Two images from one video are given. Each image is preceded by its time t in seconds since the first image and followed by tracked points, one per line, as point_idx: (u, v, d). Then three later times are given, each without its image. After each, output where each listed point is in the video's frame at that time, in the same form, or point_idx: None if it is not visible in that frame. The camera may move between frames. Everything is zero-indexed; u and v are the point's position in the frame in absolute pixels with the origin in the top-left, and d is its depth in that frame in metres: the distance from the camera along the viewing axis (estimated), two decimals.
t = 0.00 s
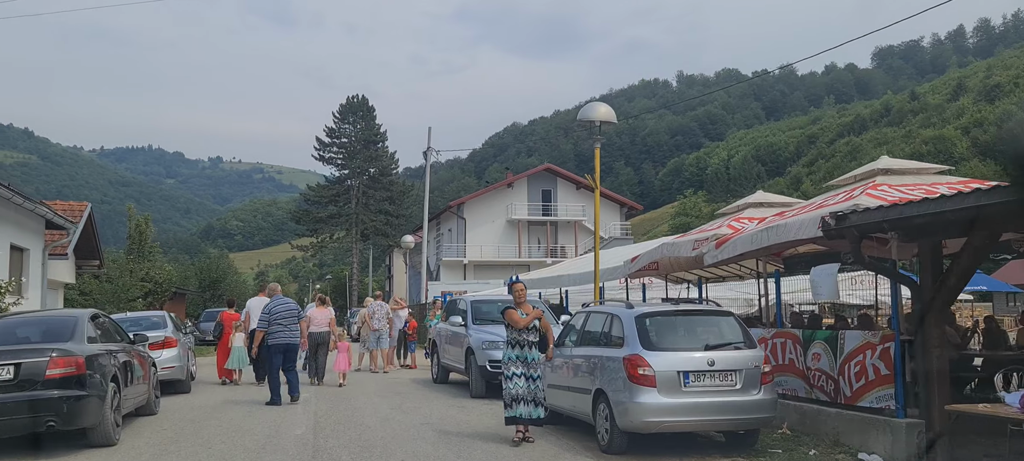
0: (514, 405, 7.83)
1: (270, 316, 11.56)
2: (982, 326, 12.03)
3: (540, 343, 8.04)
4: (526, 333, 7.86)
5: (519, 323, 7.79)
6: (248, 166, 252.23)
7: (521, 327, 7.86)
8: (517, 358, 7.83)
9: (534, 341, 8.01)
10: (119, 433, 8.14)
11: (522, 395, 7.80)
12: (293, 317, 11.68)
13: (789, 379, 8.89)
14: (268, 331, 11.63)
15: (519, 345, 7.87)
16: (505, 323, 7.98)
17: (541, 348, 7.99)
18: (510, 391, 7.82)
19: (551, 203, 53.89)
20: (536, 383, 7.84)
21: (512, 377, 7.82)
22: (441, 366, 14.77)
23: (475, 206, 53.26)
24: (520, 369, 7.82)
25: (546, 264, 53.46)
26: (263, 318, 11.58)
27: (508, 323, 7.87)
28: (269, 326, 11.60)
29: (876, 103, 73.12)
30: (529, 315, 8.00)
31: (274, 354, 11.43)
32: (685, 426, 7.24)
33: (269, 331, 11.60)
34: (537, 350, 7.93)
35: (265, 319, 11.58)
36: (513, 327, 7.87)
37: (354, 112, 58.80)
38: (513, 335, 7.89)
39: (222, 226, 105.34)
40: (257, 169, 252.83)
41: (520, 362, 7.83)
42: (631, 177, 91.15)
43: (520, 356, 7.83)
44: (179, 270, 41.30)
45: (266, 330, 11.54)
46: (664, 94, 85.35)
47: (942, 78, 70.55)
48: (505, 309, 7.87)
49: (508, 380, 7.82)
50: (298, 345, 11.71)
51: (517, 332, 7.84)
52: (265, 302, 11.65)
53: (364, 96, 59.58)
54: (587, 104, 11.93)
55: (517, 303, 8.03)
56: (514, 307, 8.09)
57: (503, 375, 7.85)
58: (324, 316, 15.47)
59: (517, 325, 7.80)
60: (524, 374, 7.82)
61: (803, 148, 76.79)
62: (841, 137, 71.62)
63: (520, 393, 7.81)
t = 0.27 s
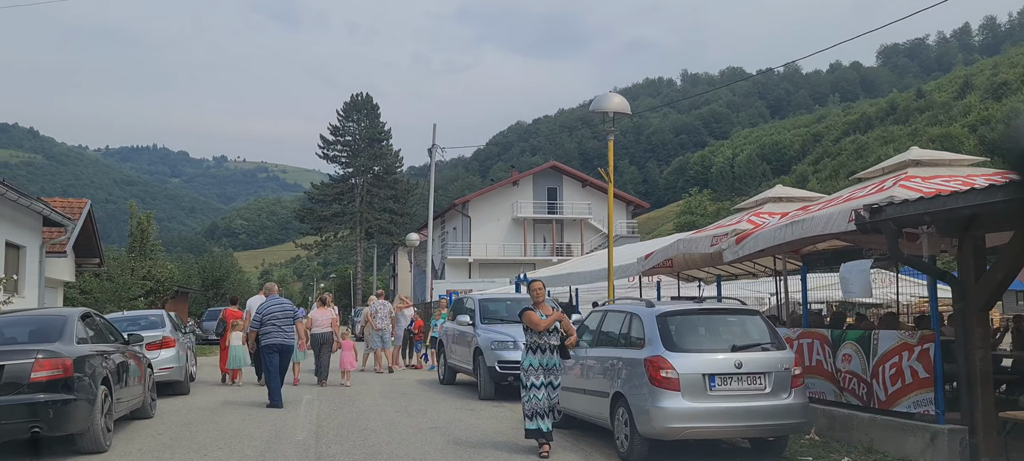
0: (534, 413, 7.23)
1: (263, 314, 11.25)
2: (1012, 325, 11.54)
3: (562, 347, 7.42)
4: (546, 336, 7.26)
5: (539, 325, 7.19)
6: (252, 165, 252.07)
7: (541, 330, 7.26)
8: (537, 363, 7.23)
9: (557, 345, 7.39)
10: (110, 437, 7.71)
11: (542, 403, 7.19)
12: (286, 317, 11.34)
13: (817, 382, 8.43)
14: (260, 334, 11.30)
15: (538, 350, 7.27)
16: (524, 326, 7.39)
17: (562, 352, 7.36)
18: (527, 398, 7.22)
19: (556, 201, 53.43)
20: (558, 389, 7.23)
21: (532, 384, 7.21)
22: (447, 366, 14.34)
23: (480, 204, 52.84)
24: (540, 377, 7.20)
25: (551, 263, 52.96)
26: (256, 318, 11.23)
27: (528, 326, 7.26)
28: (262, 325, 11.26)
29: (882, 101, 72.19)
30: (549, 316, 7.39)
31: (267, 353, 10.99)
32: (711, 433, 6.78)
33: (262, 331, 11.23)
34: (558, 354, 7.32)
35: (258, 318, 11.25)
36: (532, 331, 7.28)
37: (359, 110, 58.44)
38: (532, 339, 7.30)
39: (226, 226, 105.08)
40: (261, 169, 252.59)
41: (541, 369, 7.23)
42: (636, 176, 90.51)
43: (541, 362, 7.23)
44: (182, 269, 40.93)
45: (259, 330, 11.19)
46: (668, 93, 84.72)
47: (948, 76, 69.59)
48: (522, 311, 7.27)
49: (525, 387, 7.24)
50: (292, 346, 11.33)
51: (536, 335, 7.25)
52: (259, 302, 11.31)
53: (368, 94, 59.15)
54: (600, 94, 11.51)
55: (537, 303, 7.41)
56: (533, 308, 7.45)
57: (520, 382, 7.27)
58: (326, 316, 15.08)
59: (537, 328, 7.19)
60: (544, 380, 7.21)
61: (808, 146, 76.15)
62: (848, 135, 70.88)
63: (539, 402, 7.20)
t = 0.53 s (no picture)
0: (554, 421, 6.53)
1: (260, 310, 10.82)
2: None
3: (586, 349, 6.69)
4: (571, 337, 6.54)
5: (564, 325, 6.46)
6: (257, 166, 252.09)
7: (565, 332, 6.54)
8: (560, 367, 6.52)
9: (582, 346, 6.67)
10: (98, 445, 7.23)
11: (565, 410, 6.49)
12: (284, 319, 10.92)
13: (851, 386, 7.96)
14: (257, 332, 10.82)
15: (562, 352, 6.55)
16: (546, 326, 6.68)
17: (588, 354, 6.64)
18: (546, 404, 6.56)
19: (563, 200, 52.92)
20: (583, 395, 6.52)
21: (555, 388, 6.52)
22: (455, 368, 13.88)
23: (485, 203, 52.39)
24: (562, 381, 6.52)
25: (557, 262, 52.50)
26: (254, 315, 10.77)
27: (552, 325, 6.56)
28: (258, 323, 10.84)
29: (889, 100, 71.48)
30: (575, 314, 6.66)
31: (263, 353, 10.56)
32: (740, 441, 6.30)
33: (259, 330, 10.80)
34: (584, 356, 6.61)
35: (255, 315, 10.82)
36: (557, 331, 6.56)
37: (363, 109, 58.04)
38: (556, 340, 6.58)
39: (231, 226, 104.89)
40: (266, 169, 252.63)
41: (563, 372, 6.52)
42: (641, 176, 90.05)
43: (563, 366, 6.52)
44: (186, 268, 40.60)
45: (256, 328, 10.75)
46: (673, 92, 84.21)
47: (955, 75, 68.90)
48: (547, 308, 6.57)
49: (545, 393, 6.57)
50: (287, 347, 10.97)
51: (561, 336, 6.53)
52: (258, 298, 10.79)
53: (373, 92, 58.75)
54: (616, 86, 11.12)
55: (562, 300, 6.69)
56: (559, 304, 6.73)
57: (540, 387, 6.59)
58: (327, 314, 14.71)
59: (561, 329, 6.47)
60: (567, 385, 6.52)
61: (814, 146, 75.46)
62: (854, 134, 70.15)
63: (562, 408, 6.51)
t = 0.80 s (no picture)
0: (587, 436, 5.44)
1: (259, 307, 10.42)
2: None
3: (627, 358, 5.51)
4: (608, 343, 5.39)
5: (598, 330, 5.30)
6: (262, 166, 252.22)
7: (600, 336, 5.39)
8: (593, 377, 5.41)
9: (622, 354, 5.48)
10: (88, 452, 6.81)
11: (599, 426, 5.38)
12: (282, 317, 10.53)
13: (888, 391, 7.47)
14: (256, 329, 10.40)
15: (597, 359, 5.42)
16: (581, 329, 5.56)
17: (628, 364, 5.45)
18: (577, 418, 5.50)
19: (569, 199, 52.47)
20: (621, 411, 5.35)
21: (588, 400, 5.43)
22: (464, 370, 13.43)
23: (491, 202, 51.95)
24: (596, 394, 5.40)
25: (564, 261, 52.06)
26: (252, 312, 10.34)
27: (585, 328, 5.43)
28: (255, 320, 10.46)
29: (897, 98, 70.55)
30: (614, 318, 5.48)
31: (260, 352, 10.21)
32: (777, 452, 5.82)
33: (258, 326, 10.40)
34: (624, 366, 5.45)
35: (253, 311, 10.41)
36: (592, 336, 5.43)
37: (368, 107, 57.64)
38: (590, 346, 5.46)
39: (236, 226, 104.71)
40: (271, 169, 252.77)
41: (597, 384, 5.41)
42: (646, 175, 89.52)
43: (598, 376, 5.40)
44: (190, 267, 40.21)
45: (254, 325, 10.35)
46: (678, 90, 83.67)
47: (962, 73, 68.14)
48: (580, 308, 5.45)
49: (581, 406, 5.49)
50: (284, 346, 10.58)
51: (595, 341, 5.39)
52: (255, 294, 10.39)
53: (378, 91, 58.34)
54: (631, 74, 10.61)
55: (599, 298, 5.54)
56: (597, 305, 5.56)
57: (573, 400, 5.53)
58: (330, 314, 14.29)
59: (597, 334, 5.33)
60: (603, 396, 5.39)
61: (820, 144, 74.82)
62: (861, 133, 69.39)
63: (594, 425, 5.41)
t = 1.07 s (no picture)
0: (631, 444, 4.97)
1: (245, 309, 10.02)
2: None
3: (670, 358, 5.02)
4: (649, 345, 4.89)
5: (640, 334, 4.77)
6: (268, 165, 252.26)
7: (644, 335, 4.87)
8: (632, 379, 4.93)
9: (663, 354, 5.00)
10: None
11: (638, 435, 4.93)
12: (271, 317, 10.13)
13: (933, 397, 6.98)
14: (245, 333, 10.01)
15: (638, 361, 4.92)
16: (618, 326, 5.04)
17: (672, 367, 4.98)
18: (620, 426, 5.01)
19: (576, 197, 51.97)
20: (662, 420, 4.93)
21: (626, 406, 4.94)
22: (472, 371, 12.99)
23: (497, 200, 51.47)
24: (640, 400, 4.92)
25: (571, 260, 51.57)
26: (240, 315, 9.95)
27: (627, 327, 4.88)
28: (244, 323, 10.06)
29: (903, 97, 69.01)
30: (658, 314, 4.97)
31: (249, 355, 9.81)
32: None
33: (246, 331, 9.99)
34: (666, 368, 4.97)
35: (241, 314, 10.01)
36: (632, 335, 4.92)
37: (373, 106, 57.19)
38: (631, 347, 4.95)
39: (241, 226, 104.45)
40: (277, 168, 252.72)
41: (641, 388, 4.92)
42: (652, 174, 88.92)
43: (641, 380, 4.93)
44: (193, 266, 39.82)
45: (243, 329, 9.94)
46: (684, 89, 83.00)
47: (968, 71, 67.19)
48: (621, 306, 4.88)
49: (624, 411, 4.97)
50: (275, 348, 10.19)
51: (634, 342, 4.89)
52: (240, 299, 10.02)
53: (383, 89, 57.89)
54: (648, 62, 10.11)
55: (641, 294, 5.00)
56: (637, 299, 5.00)
57: (624, 400, 4.96)
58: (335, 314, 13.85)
59: (637, 336, 4.80)
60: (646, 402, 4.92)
61: (826, 143, 73.87)
62: (867, 132, 68.28)
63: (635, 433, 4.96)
